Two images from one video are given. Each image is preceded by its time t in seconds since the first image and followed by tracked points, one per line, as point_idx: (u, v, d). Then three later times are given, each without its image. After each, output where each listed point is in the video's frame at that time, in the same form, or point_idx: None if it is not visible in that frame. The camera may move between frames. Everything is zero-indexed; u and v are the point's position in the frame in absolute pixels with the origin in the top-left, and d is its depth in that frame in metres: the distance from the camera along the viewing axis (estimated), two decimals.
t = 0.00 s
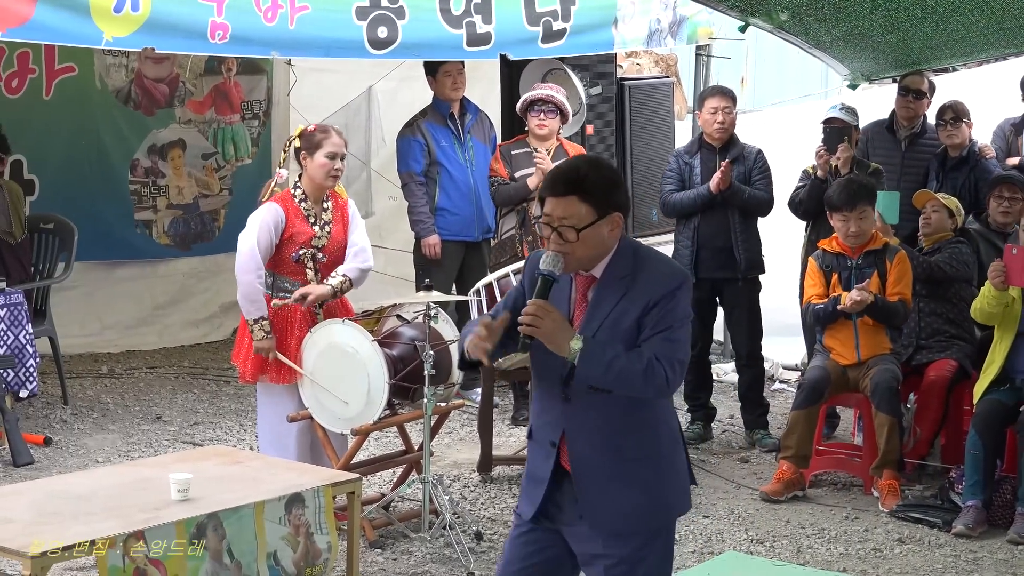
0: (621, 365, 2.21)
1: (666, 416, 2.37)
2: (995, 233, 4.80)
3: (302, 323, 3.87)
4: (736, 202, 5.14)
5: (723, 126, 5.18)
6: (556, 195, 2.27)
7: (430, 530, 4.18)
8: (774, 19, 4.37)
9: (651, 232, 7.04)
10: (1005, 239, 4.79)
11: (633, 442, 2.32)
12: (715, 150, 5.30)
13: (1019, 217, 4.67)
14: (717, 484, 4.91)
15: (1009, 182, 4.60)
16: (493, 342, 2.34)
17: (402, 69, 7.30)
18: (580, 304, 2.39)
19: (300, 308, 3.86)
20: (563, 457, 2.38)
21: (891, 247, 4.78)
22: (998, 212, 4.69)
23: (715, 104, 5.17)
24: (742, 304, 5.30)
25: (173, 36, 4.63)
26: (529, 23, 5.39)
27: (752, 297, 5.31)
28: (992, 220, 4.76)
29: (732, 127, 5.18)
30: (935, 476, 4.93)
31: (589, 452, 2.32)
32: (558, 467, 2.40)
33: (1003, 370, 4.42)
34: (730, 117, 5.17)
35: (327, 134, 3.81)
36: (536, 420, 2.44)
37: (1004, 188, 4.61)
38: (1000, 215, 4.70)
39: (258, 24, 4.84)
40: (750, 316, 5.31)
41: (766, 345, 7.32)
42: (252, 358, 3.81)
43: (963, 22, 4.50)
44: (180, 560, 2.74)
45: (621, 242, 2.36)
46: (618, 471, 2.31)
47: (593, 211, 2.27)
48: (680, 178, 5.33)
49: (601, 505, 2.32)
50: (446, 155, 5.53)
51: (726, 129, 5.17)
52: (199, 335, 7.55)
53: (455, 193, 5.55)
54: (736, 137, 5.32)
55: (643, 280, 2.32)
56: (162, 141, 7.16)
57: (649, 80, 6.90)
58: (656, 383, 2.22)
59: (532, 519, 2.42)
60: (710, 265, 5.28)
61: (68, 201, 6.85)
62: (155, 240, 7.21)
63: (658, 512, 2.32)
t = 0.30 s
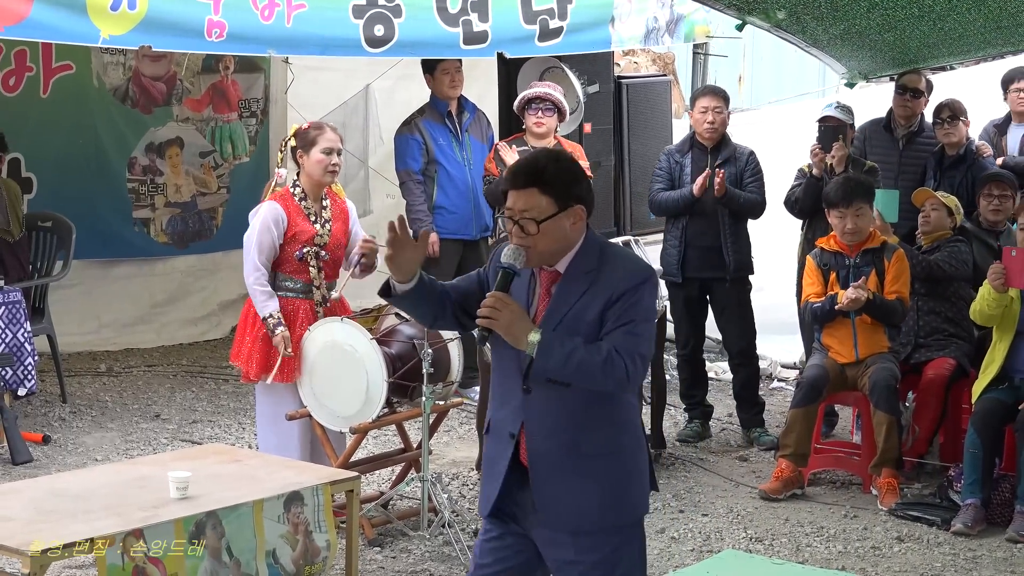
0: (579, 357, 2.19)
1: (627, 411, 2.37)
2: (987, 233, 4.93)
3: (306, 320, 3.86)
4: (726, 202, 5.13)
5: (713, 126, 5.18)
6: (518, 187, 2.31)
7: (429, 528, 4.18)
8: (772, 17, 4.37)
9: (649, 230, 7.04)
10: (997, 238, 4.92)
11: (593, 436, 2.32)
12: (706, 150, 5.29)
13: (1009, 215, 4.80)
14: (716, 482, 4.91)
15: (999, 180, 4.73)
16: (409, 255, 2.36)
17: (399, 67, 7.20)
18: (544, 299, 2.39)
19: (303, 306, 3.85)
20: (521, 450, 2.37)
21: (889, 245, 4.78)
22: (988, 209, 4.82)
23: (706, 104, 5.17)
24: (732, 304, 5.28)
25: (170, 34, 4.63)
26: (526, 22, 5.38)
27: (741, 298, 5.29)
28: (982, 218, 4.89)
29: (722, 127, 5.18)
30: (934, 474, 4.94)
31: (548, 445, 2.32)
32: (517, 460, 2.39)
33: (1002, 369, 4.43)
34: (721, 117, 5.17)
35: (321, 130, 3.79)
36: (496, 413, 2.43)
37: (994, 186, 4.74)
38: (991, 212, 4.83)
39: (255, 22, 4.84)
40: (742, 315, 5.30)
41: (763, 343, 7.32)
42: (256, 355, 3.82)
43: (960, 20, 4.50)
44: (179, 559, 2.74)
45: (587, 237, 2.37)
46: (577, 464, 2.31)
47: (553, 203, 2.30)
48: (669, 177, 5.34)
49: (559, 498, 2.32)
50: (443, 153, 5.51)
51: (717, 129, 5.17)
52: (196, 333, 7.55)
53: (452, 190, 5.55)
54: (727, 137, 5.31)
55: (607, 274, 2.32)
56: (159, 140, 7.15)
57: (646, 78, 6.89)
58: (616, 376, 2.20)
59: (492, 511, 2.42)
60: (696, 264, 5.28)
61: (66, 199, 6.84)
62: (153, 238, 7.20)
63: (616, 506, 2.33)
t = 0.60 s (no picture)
0: (509, 366, 2.13)
1: (568, 415, 2.29)
2: (986, 233, 4.93)
3: (309, 318, 3.85)
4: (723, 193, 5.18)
5: (712, 124, 5.18)
6: (428, 206, 2.20)
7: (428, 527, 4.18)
8: (771, 16, 4.37)
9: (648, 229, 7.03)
10: (995, 238, 4.91)
11: (535, 444, 2.25)
12: (707, 147, 5.28)
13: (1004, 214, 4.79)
14: (715, 481, 4.91)
15: (994, 180, 4.74)
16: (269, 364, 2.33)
17: (399, 66, 7.28)
18: (470, 312, 2.31)
19: (306, 305, 3.84)
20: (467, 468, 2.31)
21: (889, 244, 4.77)
22: (985, 208, 4.82)
23: (705, 102, 5.16)
24: (733, 303, 5.28)
25: (169, 33, 4.63)
26: (526, 21, 5.38)
27: (742, 297, 5.29)
28: (979, 217, 4.89)
29: (721, 126, 5.18)
30: (933, 473, 4.94)
31: (489, 460, 2.25)
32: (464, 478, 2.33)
33: (1001, 369, 4.43)
34: (719, 116, 5.17)
35: (312, 128, 3.81)
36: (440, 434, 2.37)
37: (988, 185, 4.75)
38: (988, 212, 4.82)
39: (254, 21, 4.84)
40: (742, 312, 5.29)
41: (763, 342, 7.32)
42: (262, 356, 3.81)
43: (960, 19, 4.51)
44: (178, 558, 2.74)
45: (506, 245, 2.30)
46: (522, 476, 2.25)
47: (467, 217, 2.20)
48: (670, 173, 5.35)
49: (509, 512, 2.25)
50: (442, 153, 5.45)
51: (715, 128, 5.17)
52: (196, 332, 7.55)
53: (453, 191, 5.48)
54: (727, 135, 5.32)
55: (528, 278, 2.25)
56: (159, 139, 7.14)
57: (646, 77, 6.89)
58: (547, 381, 2.14)
59: (447, 535, 2.35)
60: (697, 262, 5.30)
61: (66, 198, 6.84)
62: (153, 238, 7.20)
63: (568, 513, 2.26)
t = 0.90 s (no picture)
0: (449, 361, 2.14)
1: (510, 407, 2.30)
2: (992, 233, 4.88)
3: (314, 318, 3.85)
4: (735, 197, 5.17)
5: (720, 125, 5.20)
6: (362, 201, 2.17)
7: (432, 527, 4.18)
8: (777, 17, 4.37)
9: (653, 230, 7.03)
10: (1001, 238, 4.85)
11: (476, 439, 2.25)
12: (716, 147, 5.31)
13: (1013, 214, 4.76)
14: (720, 481, 4.91)
15: (1002, 180, 4.70)
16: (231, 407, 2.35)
17: (403, 66, 7.16)
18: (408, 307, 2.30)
19: (312, 305, 3.84)
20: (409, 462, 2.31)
21: (893, 244, 4.77)
22: (992, 209, 4.78)
23: (712, 102, 5.18)
24: (743, 303, 5.30)
25: (174, 33, 4.64)
26: (530, 21, 5.38)
27: (751, 297, 5.31)
28: (987, 217, 4.85)
29: (729, 126, 5.19)
30: (939, 474, 4.91)
31: (430, 454, 2.25)
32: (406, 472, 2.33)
33: (1006, 370, 4.42)
34: (727, 115, 5.19)
35: (313, 127, 3.83)
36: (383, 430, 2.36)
37: (996, 185, 4.71)
38: (995, 212, 4.79)
39: (258, 21, 4.84)
40: (748, 312, 5.31)
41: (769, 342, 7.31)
42: (263, 355, 3.80)
43: (965, 20, 4.51)
44: (183, 558, 2.74)
45: (443, 237, 2.27)
46: (463, 470, 2.25)
47: (403, 211, 2.17)
48: (681, 175, 5.37)
49: (451, 506, 2.26)
50: (447, 153, 5.50)
51: (723, 128, 5.19)
52: (201, 333, 7.55)
53: (457, 191, 5.49)
54: (736, 135, 5.34)
55: (467, 271, 2.25)
56: (163, 139, 7.14)
57: (650, 78, 6.88)
58: (487, 374, 2.15)
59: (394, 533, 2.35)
60: (710, 261, 5.30)
61: (71, 198, 6.85)
62: (157, 238, 7.20)
63: (511, 504, 2.27)
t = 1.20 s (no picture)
0: (425, 358, 2.14)
1: (479, 410, 2.30)
2: (998, 233, 4.82)
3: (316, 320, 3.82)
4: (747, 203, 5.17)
5: (730, 126, 5.20)
6: (351, 188, 2.18)
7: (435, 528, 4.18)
8: (779, 18, 4.36)
9: (657, 231, 7.03)
10: (1007, 240, 4.80)
11: (444, 439, 2.25)
12: (727, 148, 5.32)
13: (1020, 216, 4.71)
14: (722, 483, 4.91)
15: (1010, 180, 4.66)
16: (198, 350, 2.24)
17: (405, 67, 7.12)
18: (385, 300, 2.30)
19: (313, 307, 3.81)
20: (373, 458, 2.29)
21: (893, 245, 4.78)
22: (1000, 210, 4.73)
23: (723, 103, 5.20)
24: (752, 304, 5.29)
25: (176, 34, 4.64)
26: (532, 22, 5.38)
27: (762, 298, 5.30)
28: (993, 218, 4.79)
29: (739, 127, 5.20)
30: (940, 475, 4.91)
31: (397, 451, 2.24)
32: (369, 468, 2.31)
33: (1007, 371, 4.42)
34: (737, 116, 5.19)
35: (316, 129, 3.84)
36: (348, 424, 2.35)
37: (1004, 187, 4.68)
38: (1002, 213, 4.74)
39: (260, 22, 4.85)
40: (749, 313, 5.31)
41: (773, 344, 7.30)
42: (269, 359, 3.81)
43: (968, 22, 4.51)
44: (185, 559, 2.74)
45: (428, 233, 2.28)
46: (426, 470, 2.24)
47: (390, 203, 2.18)
48: (692, 177, 5.37)
49: (412, 507, 2.24)
50: (448, 153, 5.51)
51: (733, 129, 5.20)
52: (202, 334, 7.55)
53: (459, 192, 5.51)
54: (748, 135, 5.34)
55: (448, 269, 2.25)
56: (166, 141, 7.14)
57: (653, 79, 6.88)
58: (462, 375, 2.15)
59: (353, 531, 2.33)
60: (719, 263, 5.30)
61: (73, 199, 6.86)
62: (158, 239, 7.20)
63: (472, 509, 2.27)
